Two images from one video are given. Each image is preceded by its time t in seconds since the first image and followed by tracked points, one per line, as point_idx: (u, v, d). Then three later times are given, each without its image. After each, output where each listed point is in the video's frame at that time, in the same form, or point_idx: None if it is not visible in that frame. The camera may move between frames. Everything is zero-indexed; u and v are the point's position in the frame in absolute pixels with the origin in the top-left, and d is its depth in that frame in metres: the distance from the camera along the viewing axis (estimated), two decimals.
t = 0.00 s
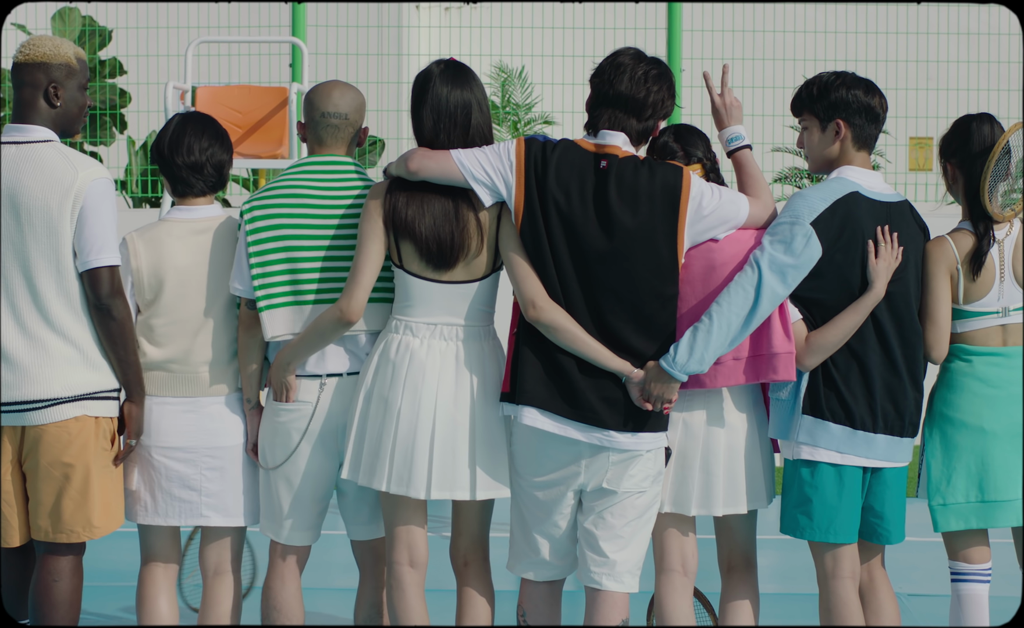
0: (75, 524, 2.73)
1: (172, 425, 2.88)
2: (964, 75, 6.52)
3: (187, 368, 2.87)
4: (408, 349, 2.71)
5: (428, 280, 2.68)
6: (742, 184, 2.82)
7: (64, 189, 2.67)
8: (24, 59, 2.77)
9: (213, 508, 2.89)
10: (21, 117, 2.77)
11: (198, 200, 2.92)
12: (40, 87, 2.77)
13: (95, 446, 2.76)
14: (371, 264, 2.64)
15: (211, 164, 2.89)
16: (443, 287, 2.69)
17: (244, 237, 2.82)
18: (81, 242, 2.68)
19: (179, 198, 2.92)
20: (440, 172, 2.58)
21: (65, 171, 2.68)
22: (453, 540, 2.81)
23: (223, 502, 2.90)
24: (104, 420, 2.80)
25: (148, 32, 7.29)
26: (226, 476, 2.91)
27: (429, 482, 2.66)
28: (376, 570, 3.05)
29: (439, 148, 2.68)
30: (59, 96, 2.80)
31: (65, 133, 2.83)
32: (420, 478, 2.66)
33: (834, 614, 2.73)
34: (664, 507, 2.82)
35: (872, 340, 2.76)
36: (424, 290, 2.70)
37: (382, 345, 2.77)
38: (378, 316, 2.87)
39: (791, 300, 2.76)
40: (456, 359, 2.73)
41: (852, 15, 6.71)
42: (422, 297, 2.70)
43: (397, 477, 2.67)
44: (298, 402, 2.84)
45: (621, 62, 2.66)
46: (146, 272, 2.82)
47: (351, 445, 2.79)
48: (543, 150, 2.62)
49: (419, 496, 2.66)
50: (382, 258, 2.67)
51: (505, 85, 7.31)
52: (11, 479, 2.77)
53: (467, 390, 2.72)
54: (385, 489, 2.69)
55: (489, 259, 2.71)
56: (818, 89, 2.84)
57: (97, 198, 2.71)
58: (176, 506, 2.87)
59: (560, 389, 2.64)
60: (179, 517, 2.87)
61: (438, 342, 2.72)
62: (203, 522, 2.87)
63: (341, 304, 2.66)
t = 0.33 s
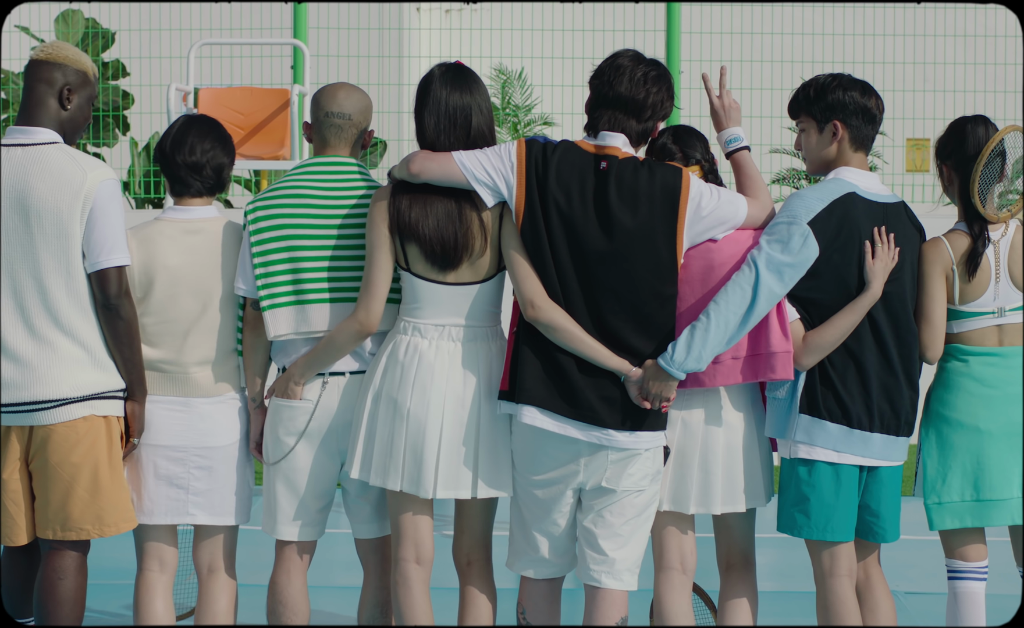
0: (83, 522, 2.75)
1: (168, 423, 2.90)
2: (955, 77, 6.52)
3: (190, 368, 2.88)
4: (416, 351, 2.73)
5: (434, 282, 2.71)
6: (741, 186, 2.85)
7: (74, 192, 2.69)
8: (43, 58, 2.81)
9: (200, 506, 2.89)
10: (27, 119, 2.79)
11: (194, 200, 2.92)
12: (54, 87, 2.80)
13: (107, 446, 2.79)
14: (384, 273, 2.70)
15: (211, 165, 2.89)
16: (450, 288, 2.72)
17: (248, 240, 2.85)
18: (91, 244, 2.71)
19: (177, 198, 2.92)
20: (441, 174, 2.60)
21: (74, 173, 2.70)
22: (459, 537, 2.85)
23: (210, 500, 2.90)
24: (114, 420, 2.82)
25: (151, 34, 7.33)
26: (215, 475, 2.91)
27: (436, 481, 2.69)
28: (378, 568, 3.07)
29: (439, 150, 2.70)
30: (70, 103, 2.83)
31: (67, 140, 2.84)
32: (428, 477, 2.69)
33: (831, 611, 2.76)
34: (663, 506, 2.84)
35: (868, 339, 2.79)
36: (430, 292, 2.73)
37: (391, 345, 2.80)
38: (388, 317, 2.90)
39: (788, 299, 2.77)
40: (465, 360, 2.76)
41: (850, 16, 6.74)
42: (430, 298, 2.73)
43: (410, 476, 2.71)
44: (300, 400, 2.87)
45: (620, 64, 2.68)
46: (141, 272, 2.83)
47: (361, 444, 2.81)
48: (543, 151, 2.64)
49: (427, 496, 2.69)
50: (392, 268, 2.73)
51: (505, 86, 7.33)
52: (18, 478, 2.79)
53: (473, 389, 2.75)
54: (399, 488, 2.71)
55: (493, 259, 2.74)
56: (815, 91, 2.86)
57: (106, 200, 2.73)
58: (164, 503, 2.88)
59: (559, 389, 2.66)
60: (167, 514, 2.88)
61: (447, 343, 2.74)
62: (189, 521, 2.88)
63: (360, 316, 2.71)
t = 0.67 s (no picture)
0: (85, 521, 2.77)
1: (166, 423, 2.91)
2: (960, 79, 6.53)
3: (192, 368, 2.90)
4: (415, 353, 2.76)
5: (434, 284, 2.73)
6: (739, 187, 2.87)
7: (85, 194, 2.72)
8: (68, 70, 2.91)
9: (199, 506, 2.88)
10: (46, 119, 2.82)
11: (183, 200, 2.92)
12: (79, 98, 2.89)
13: (109, 446, 2.81)
14: (381, 279, 2.71)
15: (198, 164, 2.90)
16: (450, 290, 2.74)
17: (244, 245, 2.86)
18: (102, 246, 2.73)
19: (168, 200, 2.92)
20: (441, 176, 2.62)
21: (86, 175, 2.73)
22: (458, 535, 2.87)
23: (208, 499, 2.90)
24: (116, 421, 2.84)
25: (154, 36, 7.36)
26: (212, 475, 2.91)
27: (436, 482, 2.71)
28: (379, 566, 3.09)
29: (438, 152, 2.72)
30: (88, 118, 2.93)
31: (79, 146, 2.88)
32: (428, 478, 2.71)
33: (829, 608, 2.78)
34: (662, 504, 2.86)
35: (867, 340, 2.81)
36: (431, 294, 2.74)
37: (390, 346, 2.82)
38: (385, 319, 2.92)
39: (787, 299, 2.79)
40: (462, 362, 2.78)
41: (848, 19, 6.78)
42: (430, 300, 2.75)
43: (404, 478, 2.72)
44: (298, 398, 2.90)
45: (617, 66, 2.70)
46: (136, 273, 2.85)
47: (358, 444, 2.84)
48: (543, 153, 2.66)
49: (427, 497, 2.70)
50: (391, 271, 2.74)
51: (506, 88, 7.40)
52: (20, 476, 2.81)
53: (472, 390, 2.77)
54: (392, 489, 2.73)
55: (493, 261, 2.76)
56: (816, 93, 2.88)
57: (117, 203, 2.76)
58: (162, 502, 2.90)
59: (560, 388, 2.68)
60: (168, 514, 2.89)
61: (445, 345, 2.77)
62: (188, 520, 2.87)
63: (358, 318, 2.73)
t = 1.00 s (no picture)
0: (91, 519, 2.80)
1: (175, 422, 2.93)
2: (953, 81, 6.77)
3: (198, 366, 2.91)
4: (414, 353, 2.78)
5: (435, 284, 2.76)
6: (737, 188, 2.89)
7: (92, 193, 2.74)
8: (72, 76, 2.96)
9: (209, 505, 2.90)
10: (54, 121, 2.85)
11: (197, 201, 2.94)
12: (85, 102, 2.93)
13: (114, 444, 2.83)
14: (387, 280, 2.73)
15: (214, 165, 2.92)
16: (450, 291, 2.76)
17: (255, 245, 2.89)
18: (108, 244, 2.76)
19: (182, 200, 2.95)
20: (441, 179, 2.65)
21: (93, 174, 2.76)
22: (450, 534, 2.88)
23: (219, 498, 2.92)
24: (121, 420, 2.86)
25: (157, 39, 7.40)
26: (222, 473, 2.93)
27: (432, 481, 2.73)
28: (381, 564, 3.11)
29: (438, 155, 2.74)
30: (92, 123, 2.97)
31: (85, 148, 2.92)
32: (427, 477, 2.73)
33: (828, 606, 2.80)
34: (662, 502, 2.89)
35: (865, 340, 2.83)
36: (432, 295, 2.76)
37: (389, 346, 2.84)
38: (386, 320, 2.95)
39: (785, 300, 2.81)
40: (460, 362, 2.80)
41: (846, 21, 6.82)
42: (430, 300, 2.77)
43: (401, 477, 2.74)
44: (304, 396, 2.92)
45: (616, 68, 2.72)
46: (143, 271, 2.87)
47: (355, 443, 2.86)
48: (543, 154, 2.68)
49: (424, 496, 2.72)
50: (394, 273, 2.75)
51: (505, 90, 7.31)
52: (25, 475, 2.83)
53: (471, 391, 2.80)
54: (389, 488, 2.75)
55: (493, 263, 2.78)
56: (816, 94, 2.90)
57: (124, 202, 2.79)
58: (173, 500, 2.92)
59: (559, 388, 2.70)
60: (178, 513, 2.91)
61: (443, 346, 2.79)
62: (198, 518, 2.89)
63: (365, 321, 2.75)
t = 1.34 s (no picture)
0: (94, 517, 2.82)
1: (178, 422, 2.95)
2: (952, 83, 6.75)
3: (201, 367, 2.94)
4: (416, 352, 2.80)
5: (436, 284, 2.78)
6: (735, 188, 2.91)
7: (98, 193, 2.77)
8: (78, 80, 2.99)
9: (210, 504, 2.92)
10: (60, 123, 2.88)
11: (200, 203, 2.96)
12: (91, 106, 2.96)
13: (118, 444, 2.86)
14: (389, 279, 2.75)
15: (213, 167, 2.94)
16: (451, 291, 2.79)
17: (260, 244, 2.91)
18: (113, 244, 2.78)
19: (183, 201, 2.97)
20: (442, 178, 2.67)
21: (99, 175, 2.78)
22: (457, 531, 2.91)
23: (221, 498, 2.94)
24: (125, 419, 2.89)
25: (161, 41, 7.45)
26: (224, 473, 2.95)
27: (434, 480, 2.76)
28: (382, 562, 3.14)
29: (440, 155, 2.76)
30: (99, 125, 3.00)
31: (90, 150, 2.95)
32: (428, 475, 2.75)
33: (825, 604, 2.83)
34: (661, 501, 2.91)
35: (862, 339, 2.85)
36: (432, 294, 2.79)
37: (391, 345, 2.87)
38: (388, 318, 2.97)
39: (783, 299, 2.84)
40: (461, 361, 2.82)
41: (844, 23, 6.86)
42: (430, 300, 2.80)
43: (404, 475, 2.76)
44: (310, 396, 2.95)
45: (616, 70, 2.74)
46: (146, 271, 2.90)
47: (359, 442, 2.89)
48: (542, 156, 2.70)
49: (425, 494, 2.75)
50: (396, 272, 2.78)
51: (506, 91, 7.48)
52: (30, 473, 2.86)
53: (472, 389, 2.82)
54: (392, 486, 2.78)
55: (494, 263, 2.81)
56: (814, 95, 2.93)
57: (128, 202, 2.81)
58: (176, 500, 2.94)
59: (559, 387, 2.72)
60: (181, 512, 2.93)
61: (445, 344, 2.81)
62: (200, 517, 2.91)
63: (368, 319, 2.77)
